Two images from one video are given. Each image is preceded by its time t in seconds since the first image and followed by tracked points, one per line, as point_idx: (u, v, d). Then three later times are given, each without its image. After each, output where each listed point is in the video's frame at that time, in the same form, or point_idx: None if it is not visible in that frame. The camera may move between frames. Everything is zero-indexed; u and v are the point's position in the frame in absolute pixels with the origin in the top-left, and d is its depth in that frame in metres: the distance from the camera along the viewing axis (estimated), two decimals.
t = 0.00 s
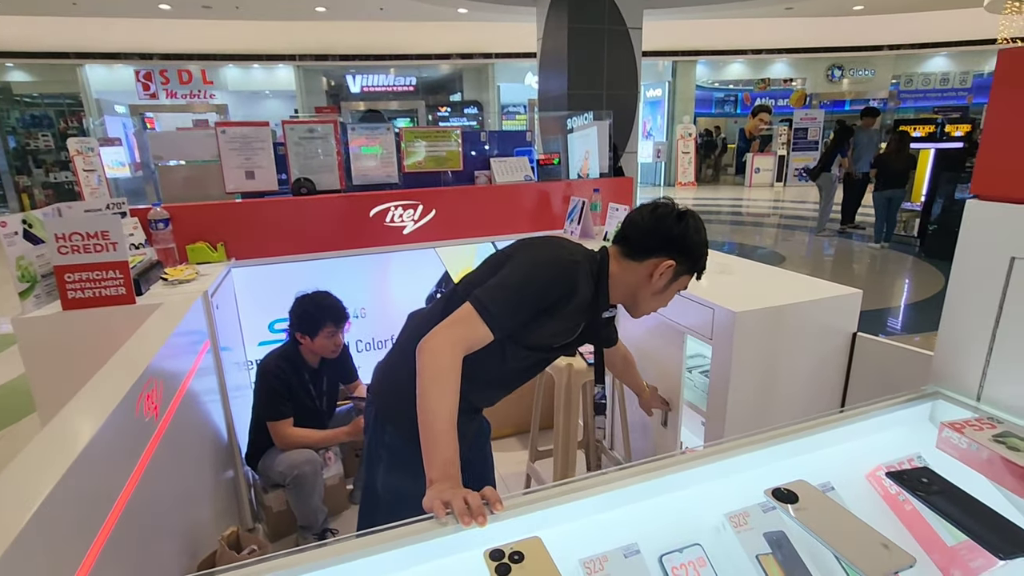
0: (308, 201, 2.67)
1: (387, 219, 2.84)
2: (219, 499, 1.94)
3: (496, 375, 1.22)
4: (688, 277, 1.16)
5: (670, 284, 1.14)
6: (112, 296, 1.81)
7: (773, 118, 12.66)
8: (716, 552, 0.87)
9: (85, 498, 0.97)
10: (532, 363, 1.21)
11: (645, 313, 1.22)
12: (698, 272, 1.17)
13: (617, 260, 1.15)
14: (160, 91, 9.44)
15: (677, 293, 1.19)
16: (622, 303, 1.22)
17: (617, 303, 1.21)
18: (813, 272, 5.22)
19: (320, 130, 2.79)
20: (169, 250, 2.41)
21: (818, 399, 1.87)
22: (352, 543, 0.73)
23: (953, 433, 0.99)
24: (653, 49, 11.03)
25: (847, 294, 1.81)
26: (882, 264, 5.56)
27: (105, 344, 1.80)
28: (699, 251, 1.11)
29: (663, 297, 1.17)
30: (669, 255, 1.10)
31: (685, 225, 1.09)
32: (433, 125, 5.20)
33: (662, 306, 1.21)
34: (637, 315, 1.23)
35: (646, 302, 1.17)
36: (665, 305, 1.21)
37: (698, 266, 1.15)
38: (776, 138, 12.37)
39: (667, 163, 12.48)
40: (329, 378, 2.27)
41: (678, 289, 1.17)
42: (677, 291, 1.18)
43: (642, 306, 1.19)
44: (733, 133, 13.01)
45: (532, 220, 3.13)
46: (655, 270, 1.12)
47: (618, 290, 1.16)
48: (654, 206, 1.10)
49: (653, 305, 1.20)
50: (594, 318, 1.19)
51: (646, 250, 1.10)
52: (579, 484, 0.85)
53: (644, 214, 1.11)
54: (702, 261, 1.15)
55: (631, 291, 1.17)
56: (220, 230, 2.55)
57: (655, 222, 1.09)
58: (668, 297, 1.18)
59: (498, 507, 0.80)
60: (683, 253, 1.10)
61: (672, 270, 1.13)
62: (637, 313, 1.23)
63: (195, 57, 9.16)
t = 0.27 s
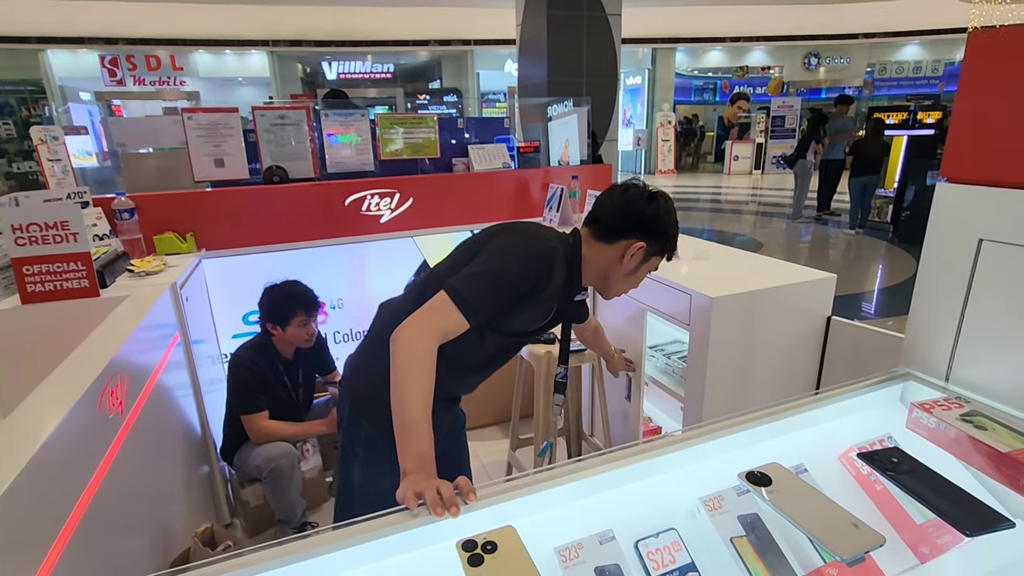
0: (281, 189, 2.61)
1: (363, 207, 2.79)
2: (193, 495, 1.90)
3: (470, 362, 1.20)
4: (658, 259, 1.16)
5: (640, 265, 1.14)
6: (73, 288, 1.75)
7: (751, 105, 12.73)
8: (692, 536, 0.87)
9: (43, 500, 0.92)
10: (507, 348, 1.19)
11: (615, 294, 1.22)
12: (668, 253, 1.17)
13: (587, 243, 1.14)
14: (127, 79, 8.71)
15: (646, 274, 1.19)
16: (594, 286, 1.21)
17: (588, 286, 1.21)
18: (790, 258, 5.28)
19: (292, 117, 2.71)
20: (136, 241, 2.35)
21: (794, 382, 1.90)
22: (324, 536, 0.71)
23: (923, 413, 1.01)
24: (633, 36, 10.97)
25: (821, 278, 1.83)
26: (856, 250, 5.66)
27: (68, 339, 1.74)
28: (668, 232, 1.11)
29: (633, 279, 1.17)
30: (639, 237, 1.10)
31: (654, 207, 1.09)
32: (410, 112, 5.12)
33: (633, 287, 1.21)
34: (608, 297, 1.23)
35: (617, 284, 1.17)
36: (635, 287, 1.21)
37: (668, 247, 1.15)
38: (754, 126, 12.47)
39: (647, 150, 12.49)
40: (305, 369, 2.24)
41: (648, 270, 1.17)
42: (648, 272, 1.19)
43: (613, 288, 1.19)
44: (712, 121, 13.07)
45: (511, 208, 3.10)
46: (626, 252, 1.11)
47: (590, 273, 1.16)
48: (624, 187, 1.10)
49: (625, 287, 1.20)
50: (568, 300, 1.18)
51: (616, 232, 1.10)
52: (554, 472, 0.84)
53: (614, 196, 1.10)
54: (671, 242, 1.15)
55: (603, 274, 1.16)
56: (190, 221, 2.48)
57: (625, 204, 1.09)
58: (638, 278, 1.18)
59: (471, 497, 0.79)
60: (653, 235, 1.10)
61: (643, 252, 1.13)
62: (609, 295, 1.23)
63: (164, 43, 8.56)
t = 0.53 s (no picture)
0: (262, 177, 2.56)
1: (347, 196, 2.76)
2: (177, 488, 1.88)
3: (454, 352, 1.20)
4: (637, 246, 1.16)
5: (618, 252, 1.15)
6: (48, 281, 1.70)
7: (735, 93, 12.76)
8: (678, 520, 0.88)
9: (19, 497, 0.90)
10: (490, 337, 1.19)
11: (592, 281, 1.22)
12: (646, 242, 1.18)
13: (567, 230, 1.13)
14: (100, 65, 8.45)
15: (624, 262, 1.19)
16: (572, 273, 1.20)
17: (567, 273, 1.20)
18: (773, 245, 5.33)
19: (271, 104, 2.68)
20: (112, 232, 2.32)
21: (777, 366, 1.93)
22: (311, 527, 0.70)
23: (903, 395, 1.02)
24: (617, 23, 10.91)
25: (804, 264, 1.85)
26: (837, 237, 5.74)
27: (43, 332, 1.70)
28: (648, 220, 1.12)
29: (611, 267, 1.18)
30: (620, 225, 1.10)
31: (635, 195, 1.09)
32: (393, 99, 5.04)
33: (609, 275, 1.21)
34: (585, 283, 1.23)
35: (595, 271, 1.17)
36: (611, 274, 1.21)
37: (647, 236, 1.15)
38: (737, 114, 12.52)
39: (632, 139, 12.48)
40: (290, 360, 2.22)
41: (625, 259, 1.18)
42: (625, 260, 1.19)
43: (591, 275, 1.19)
44: (696, 109, 13.10)
45: (496, 196, 3.08)
46: (606, 240, 1.11)
47: (569, 260, 1.15)
48: (605, 174, 1.10)
49: (602, 274, 1.20)
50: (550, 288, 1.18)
51: (596, 220, 1.10)
52: (541, 459, 0.85)
53: (594, 183, 1.10)
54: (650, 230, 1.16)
55: (581, 261, 1.16)
56: (168, 211, 2.43)
57: (605, 192, 1.09)
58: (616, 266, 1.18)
59: (459, 486, 0.79)
60: (634, 224, 1.10)
61: (621, 241, 1.14)
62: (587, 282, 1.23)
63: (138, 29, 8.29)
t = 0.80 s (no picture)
0: (244, 168, 2.51)
1: (331, 186, 2.72)
2: (161, 484, 1.85)
3: (441, 338, 1.19)
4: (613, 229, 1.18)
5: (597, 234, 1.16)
6: (22, 274, 1.65)
7: (720, 83, 12.79)
8: (667, 507, 0.88)
9: None
10: (476, 322, 1.18)
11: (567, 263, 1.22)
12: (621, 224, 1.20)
13: (548, 208, 1.11)
14: (74, 53, 8.22)
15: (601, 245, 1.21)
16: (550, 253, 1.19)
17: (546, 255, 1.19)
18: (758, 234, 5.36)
19: (252, 92, 2.62)
20: (89, 224, 2.26)
21: (763, 354, 1.94)
22: (288, 526, 0.70)
23: (888, 380, 1.03)
24: (604, 12, 10.84)
25: (789, 251, 1.86)
26: (821, 225, 5.79)
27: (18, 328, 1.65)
28: (626, 201, 1.14)
29: (588, 248, 1.18)
30: (602, 206, 1.11)
31: (617, 178, 1.10)
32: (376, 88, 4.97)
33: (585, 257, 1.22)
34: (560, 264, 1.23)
35: (573, 252, 1.18)
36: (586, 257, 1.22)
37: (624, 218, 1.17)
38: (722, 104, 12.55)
39: (618, 129, 12.46)
40: (275, 354, 2.17)
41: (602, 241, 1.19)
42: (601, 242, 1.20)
43: (569, 256, 1.19)
44: (682, 99, 13.10)
45: (483, 186, 3.06)
46: (586, 220, 1.12)
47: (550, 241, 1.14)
48: (589, 156, 1.10)
49: (577, 255, 1.21)
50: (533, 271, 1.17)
51: (579, 199, 1.10)
52: (529, 449, 0.84)
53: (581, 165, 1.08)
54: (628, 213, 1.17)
55: (562, 243, 1.15)
56: (146, 202, 2.37)
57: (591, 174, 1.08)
58: (593, 247, 1.19)
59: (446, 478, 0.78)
60: (614, 205, 1.12)
61: (600, 222, 1.14)
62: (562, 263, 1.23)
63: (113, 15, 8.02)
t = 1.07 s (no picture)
0: (224, 164, 2.47)
1: (314, 182, 2.68)
2: (142, 489, 1.81)
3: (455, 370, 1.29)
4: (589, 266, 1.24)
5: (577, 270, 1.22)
6: None
7: (705, 76, 12.83)
8: (656, 509, 0.87)
9: None
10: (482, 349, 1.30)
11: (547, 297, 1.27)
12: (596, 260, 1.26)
13: (534, 246, 1.19)
14: (49, 47, 7.99)
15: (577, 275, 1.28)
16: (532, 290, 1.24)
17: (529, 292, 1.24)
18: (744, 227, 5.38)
19: (231, 86, 2.56)
20: (62, 223, 2.19)
21: (750, 348, 1.94)
22: (296, 528, 0.69)
23: (875, 376, 1.03)
24: (589, 5, 10.80)
25: (775, 246, 1.87)
26: (805, 218, 5.84)
27: None
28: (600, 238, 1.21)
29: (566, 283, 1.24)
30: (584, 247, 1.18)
31: (596, 223, 1.20)
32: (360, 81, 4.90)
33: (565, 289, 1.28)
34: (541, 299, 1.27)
35: (553, 286, 1.23)
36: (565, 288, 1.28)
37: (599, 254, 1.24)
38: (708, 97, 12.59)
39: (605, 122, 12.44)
40: (258, 355, 2.14)
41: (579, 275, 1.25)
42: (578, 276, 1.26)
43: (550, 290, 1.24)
44: (668, 92, 13.12)
45: (468, 181, 3.04)
46: (568, 257, 1.18)
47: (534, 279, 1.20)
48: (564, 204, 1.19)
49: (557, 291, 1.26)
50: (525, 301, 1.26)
51: (562, 240, 1.17)
52: (516, 453, 0.82)
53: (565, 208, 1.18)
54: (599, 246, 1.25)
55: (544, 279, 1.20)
56: (122, 200, 2.32)
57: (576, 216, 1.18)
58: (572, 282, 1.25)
59: (431, 485, 0.76)
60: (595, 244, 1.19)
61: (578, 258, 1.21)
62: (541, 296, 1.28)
63: (87, 8, 7.86)
